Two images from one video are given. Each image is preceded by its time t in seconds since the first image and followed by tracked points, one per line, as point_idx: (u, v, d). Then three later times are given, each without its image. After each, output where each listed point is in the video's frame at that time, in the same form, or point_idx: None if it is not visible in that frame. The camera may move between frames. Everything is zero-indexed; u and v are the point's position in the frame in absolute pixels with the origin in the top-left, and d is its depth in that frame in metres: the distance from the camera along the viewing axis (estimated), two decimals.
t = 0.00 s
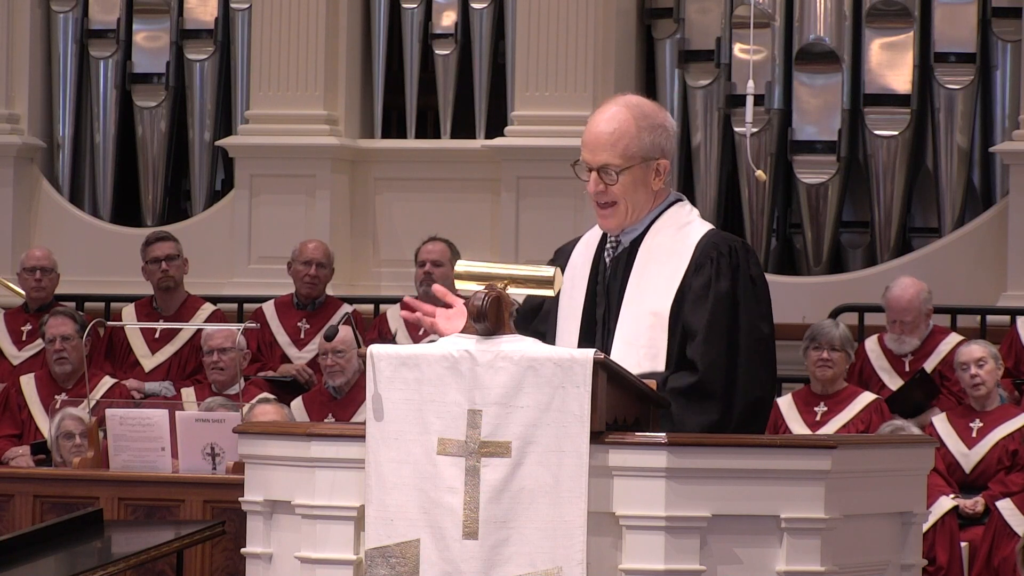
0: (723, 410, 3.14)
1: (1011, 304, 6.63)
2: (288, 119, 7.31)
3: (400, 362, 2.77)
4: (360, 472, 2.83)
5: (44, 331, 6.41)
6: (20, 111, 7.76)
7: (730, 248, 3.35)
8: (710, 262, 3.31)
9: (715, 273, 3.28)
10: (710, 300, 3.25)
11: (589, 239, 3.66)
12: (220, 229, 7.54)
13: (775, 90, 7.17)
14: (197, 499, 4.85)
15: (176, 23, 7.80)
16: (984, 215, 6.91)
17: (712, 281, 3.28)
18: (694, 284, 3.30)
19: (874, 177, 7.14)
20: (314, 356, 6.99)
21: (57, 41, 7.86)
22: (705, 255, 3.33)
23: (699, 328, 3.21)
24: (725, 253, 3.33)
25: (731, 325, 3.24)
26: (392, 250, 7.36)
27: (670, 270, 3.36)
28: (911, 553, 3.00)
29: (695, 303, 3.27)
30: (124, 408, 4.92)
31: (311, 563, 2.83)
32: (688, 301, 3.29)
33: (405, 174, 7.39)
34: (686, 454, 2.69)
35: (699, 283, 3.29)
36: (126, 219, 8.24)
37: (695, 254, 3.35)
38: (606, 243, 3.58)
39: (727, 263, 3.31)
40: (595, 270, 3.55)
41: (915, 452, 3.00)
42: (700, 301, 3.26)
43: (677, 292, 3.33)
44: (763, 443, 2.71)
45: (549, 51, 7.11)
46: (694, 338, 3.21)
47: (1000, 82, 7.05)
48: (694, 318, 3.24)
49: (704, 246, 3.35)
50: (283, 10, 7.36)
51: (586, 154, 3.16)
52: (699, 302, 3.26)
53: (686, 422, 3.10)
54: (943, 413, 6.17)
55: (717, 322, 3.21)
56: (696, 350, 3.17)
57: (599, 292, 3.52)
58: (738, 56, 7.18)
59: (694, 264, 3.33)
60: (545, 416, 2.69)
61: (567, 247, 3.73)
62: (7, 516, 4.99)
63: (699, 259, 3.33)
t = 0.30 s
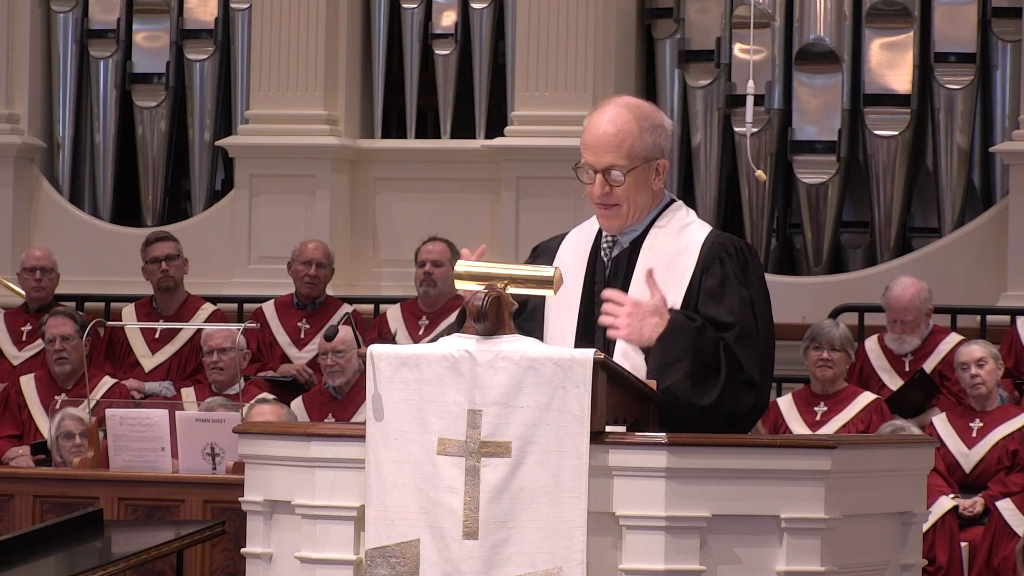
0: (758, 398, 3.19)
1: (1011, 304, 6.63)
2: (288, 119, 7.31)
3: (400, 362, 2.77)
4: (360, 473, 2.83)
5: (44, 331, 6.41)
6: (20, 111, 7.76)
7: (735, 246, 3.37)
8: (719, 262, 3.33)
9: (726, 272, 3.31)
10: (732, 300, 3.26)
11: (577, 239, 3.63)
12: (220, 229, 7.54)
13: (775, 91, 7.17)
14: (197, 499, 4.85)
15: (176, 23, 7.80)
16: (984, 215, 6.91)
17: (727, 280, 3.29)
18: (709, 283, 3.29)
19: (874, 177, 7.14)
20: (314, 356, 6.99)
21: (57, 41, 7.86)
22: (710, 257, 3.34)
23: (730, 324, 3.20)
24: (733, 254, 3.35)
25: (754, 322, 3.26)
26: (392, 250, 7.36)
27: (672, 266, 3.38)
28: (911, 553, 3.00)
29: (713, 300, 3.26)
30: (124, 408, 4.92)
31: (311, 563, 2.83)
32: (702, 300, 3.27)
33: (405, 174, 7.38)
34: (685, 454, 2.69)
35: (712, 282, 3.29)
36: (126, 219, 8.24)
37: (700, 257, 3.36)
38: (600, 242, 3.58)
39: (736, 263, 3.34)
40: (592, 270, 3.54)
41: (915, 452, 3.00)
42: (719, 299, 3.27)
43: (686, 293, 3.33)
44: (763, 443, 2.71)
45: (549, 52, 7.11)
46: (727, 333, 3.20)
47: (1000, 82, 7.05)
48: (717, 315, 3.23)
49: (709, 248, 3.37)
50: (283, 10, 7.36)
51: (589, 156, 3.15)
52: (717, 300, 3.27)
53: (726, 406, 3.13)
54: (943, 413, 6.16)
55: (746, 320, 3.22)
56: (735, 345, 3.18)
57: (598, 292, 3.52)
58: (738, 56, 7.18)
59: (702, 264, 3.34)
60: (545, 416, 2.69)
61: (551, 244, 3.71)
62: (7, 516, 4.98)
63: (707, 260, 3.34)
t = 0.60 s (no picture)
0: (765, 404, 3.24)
1: (1011, 304, 6.63)
2: (288, 119, 7.30)
3: (400, 362, 2.77)
4: (360, 473, 2.83)
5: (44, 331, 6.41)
6: (20, 111, 7.76)
7: (728, 251, 3.39)
8: (715, 267, 3.35)
9: (723, 279, 3.32)
10: (731, 307, 3.27)
11: (561, 238, 3.60)
12: (220, 229, 7.53)
13: (775, 91, 7.17)
14: (197, 499, 4.85)
15: (177, 23, 7.80)
16: (984, 215, 6.91)
17: (723, 286, 3.31)
18: (705, 290, 3.30)
19: (874, 177, 7.14)
20: (314, 356, 6.99)
21: (57, 41, 7.86)
22: (706, 262, 3.36)
23: (733, 333, 3.21)
24: (727, 259, 3.37)
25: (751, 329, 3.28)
26: (392, 250, 7.36)
27: (669, 267, 3.41)
28: (911, 553, 3.00)
29: (711, 305, 3.27)
30: (125, 408, 4.92)
31: (311, 563, 2.83)
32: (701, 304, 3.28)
33: (405, 174, 7.39)
34: (685, 454, 2.69)
35: (710, 287, 3.30)
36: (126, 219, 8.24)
37: (697, 260, 3.38)
38: (589, 242, 3.57)
39: (732, 268, 3.36)
40: (581, 270, 3.54)
41: (915, 452, 3.00)
42: (717, 304, 3.28)
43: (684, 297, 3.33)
44: (763, 443, 2.71)
45: (549, 52, 7.11)
46: (732, 343, 3.20)
47: (1000, 82, 7.05)
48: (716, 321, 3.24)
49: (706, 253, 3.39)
50: (283, 10, 7.36)
51: (585, 155, 3.15)
52: (715, 306, 3.28)
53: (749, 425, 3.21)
54: (943, 413, 6.16)
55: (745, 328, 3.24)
56: (744, 360, 3.19)
57: (589, 292, 3.51)
58: (739, 56, 7.18)
59: (699, 269, 3.35)
60: (545, 416, 2.69)
61: (532, 241, 3.69)
62: (7, 516, 4.98)
63: (704, 264, 3.36)
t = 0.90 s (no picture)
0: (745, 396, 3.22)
1: (1011, 304, 6.63)
2: (288, 119, 7.30)
3: (400, 362, 2.77)
4: (360, 473, 2.83)
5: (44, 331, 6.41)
6: (20, 111, 7.77)
7: (714, 250, 3.39)
8: (703, 265, 3.35)
9: (709, 275, 3.33)
10: (715, 302, 3.28)
11: (541, 235, 3.50)
12: (220, 229, 7.54)
13: (775, 91, 7.17)
14: (197, 499, 4.85)
15: (176, 23, 7.80)
16: (984, 215, 6.91)
17: (709, 282, 3.32)
18: (689, 285, 3.31)
19: (874, 177, 7.14)
20: (314, 356, 6.99)
21: (57, 41, 7.86)
22: (693, 259, 3.35)
23: (711, 323, 3.23)
24: (714, 256, 3.38)
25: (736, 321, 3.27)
26: (392, 250, 7.36)
27: (655, 262, 3.36)
28: (911, 553, 3.00)
29: (696, 302, 3.28)
30: (125, 408, 4.92)
31: (311, 563, 2.83)
32: (684, 302, 3.29)
33: (405, 174, 7.39)
34: (686, 455, 2.69)
35: (695, 283, 3.30)
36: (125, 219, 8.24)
37: (684, 255, 3.35)
38: (571, 240, 3.47)
39: (717, 264, 3.37)
40: (566, 270, 3.45)
41: (915, 452, 3.00)
42: (701, 301, 3.29)
43: (674, 293, 3.30)
44: (762, 443, 2.71)
45: (550, 52, 7.11)
46: (709, 334, 3.22)
47: (1000, 82, 7.05)
48: (699, 315, 3.25)
49: (692, 248, 3.37)
50: (283, 10, 7.36)
51: (609, 136, 3.13)
52: (699, 300, 3.28)
53: (726, 403, 3.17)
54: (943, 413, 6.16)
55: (729, 320, 3.25)
56: (720, 349, 3.20)
57: (577, 292, 3.45)
58: (738, 56, 7.18)
59: (686, 264, 3.34)
60: (545, 416, 2.69)
61: (507, 239, 3.60)
62: (7, 516, 4.98)
63: (691, 260, 3.35)
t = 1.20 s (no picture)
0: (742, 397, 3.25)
1: (1011, 304, 6.63)
2: (288, 119, 7.30)
3: (400, 362, 2.77)
4: (360, 473, 2.83)
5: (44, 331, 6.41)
6: (20, 111, 7.77)
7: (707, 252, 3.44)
8: (698, 267, 3.38)
9: (705, 276, 3.37)
10: (711, 304, 3.33)
11: (534, 234, 3.41)
12: (220, 229, 7.54)
13: (775, 91, 7.17)
14: (197, 499, 4.85)
15: (176, 23, 7.80)
16: (984, 215, 6.91)
17: (706, 283, 3.35)
18: (689, 287, 3.33)
19: (874, 177, 7.14)
20: (314, 356, 7.00)
21: (57, 41, 7.86)
22: (689, 260, 3.38)
23: (711, 324, 3.28)
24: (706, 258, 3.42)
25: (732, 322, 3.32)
26: (392, 250, 7.36)
27: (654, 264, 3.37)
28: (911, 553, 3.00)
29: (694, 303, 3.32)
30: (125, 408, 4.92)
31: (311, 563, 2.83)
32: (682, 303, 3.32)
33: (405, 174, 7.39)
34: (686, 455, 2.69)
35: (694, 284, 3.34)
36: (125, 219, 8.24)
37: (679, 259, 3.38)
38: (567, 240, 3.41)
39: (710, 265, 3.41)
40: (565, 269, 3.38)
41: (915, 452, 3.00)
42: (698, 303, 3.33)
43: (674, 295, 3.33)
44: (762, 443, 2.71)
45: (550, 51, 7.11)
46: (709, 335, 3.27)
47: (1000, 82, 7.05)
48: (700, 316, 3.30)
49: (687, 250, 3.41)
50: (283, 10, 7.36)
51: (615, 136, 3.15)
52: (697, 302, 3.32)
53: (728, 408, 3.20)
54: (943, 413, 6.16)
55: (728, 321, 3.30)
56: (720, 348, 3.25)
57: (577, 291, 3.38)
58: (738, 56, 7.18)
59: (683, 266, 3.36)
60: (545, 416, 2.69)
61: (492, 237, 3.49)
62: (7, 516, 4.98)
63: (687, 262, 3.38)
